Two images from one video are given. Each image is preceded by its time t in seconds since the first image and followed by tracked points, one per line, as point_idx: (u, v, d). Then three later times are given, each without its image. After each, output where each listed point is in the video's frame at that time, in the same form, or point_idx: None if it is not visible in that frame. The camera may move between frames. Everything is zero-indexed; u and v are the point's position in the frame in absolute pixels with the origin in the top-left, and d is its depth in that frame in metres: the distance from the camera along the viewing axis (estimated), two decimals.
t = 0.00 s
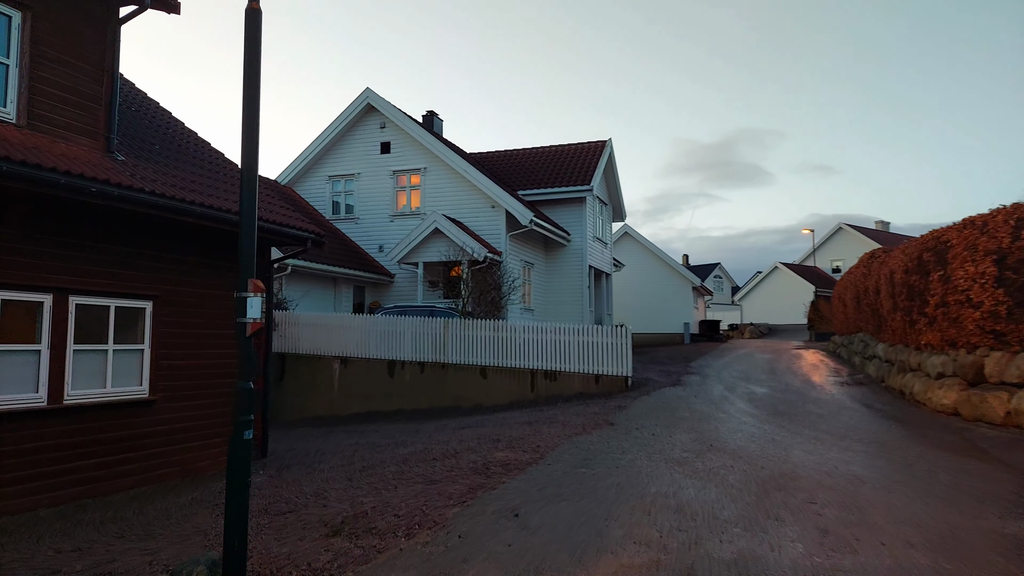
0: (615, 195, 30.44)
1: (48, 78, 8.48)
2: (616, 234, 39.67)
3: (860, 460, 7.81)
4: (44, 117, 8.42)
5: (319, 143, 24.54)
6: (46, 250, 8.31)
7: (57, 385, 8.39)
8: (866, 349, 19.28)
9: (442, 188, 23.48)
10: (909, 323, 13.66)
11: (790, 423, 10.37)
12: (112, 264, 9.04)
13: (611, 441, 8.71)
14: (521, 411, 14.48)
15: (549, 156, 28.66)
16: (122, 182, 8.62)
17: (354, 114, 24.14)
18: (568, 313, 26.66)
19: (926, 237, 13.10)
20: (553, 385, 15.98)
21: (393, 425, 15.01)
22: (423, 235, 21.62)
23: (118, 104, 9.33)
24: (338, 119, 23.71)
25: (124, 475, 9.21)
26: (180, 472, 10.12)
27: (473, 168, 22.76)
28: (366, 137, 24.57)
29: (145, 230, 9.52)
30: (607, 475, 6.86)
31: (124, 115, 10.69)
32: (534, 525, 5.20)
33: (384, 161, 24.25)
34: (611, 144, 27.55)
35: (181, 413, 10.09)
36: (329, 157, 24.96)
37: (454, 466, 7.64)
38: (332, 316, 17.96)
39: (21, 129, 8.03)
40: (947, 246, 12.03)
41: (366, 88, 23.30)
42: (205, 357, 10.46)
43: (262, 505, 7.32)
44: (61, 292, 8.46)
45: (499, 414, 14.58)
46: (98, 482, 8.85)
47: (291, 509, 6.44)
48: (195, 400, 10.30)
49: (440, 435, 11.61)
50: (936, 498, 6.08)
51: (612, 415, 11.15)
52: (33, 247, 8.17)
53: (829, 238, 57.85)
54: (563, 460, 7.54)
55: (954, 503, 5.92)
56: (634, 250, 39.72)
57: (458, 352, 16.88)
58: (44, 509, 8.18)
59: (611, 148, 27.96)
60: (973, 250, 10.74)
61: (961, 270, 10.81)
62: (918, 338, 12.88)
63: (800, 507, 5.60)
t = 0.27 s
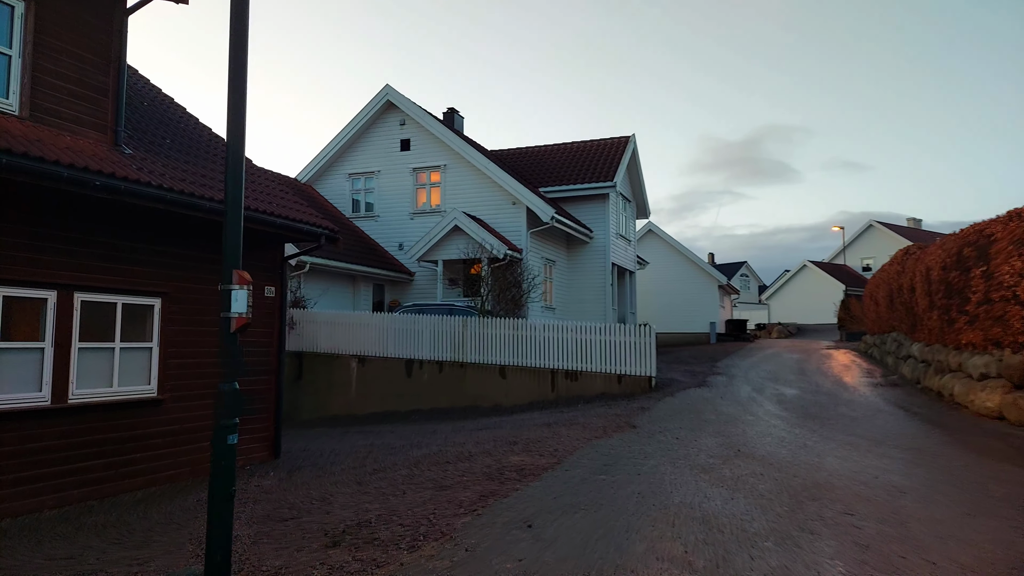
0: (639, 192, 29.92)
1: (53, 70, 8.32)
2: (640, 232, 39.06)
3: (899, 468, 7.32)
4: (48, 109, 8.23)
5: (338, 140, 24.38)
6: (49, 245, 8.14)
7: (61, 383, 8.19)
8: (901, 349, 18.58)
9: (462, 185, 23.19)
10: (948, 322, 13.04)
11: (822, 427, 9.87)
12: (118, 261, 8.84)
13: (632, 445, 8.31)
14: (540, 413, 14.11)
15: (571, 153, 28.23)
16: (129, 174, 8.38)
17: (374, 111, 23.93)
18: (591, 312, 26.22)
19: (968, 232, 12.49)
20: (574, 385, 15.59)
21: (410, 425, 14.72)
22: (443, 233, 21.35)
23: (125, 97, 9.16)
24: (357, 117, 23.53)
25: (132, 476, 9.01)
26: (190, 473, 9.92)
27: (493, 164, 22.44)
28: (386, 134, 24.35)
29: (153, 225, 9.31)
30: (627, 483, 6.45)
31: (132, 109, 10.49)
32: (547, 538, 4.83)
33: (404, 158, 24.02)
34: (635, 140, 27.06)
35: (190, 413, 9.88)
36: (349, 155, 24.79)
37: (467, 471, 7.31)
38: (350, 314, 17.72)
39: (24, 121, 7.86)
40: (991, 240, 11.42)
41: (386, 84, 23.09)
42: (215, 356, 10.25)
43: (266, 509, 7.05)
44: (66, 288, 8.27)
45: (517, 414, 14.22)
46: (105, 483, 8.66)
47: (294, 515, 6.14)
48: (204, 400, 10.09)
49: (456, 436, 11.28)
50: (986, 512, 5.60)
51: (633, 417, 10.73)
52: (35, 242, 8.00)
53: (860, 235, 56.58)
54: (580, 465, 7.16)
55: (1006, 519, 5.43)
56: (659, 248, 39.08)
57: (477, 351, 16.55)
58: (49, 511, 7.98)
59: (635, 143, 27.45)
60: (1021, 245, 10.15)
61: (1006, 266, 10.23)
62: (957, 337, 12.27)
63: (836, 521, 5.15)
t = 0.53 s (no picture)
0: (659, 189, 29.36)
1: (49, 61, 8.08)
2: (660, 230, 38.46)
3: (939, 477, 6.82)
4: (42, 102, 7.98)
5: (353, 138, 24.14)
6: (46, 242, 7.88)
7: (57, 385, 7.94)
8: (932, 349, 17.91)
9: (478, 183, 22.84)
10: (984, 321, 12.43)
11: (852, 432, 9.36)
12: (118, 258, 8.58)
13: (650, 451, 7.88)
14: (557, 415, 13.70)
15: (590, 149, 27.76)
16: (128, 169, 8.10)
17: (389, 108, 23.65)
18: (610, 312, 25.75)
19: (1005, 226, 11.88)
20: (592, 387, 15.15)
21: (423, 427, 14.39)
22: (458, 231, 21.06)
23: (125, 90, 8.89)
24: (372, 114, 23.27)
25: (133, 481, 8.75)
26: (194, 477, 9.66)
27: (510, 161, 22.08)
28: (401, 132, 24.07)
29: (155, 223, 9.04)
30: (645, 494, 6.02)
31: (130, 103, 10.21)
32: (555, 558, 4.44)
33: (420, 156, 23.71)
34: (654, 135, 26.53)
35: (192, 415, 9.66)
36: (365, 153, 24.53)
37: (475, 478, 6.93)
38: (363, 314, 17.43)
39: (19, 115, 7.62)
40: None
41: (401, 81, 22.81)
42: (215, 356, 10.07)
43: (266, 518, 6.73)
44: (63, 287, 8.02)
45: (533, 417, 13.83)
46: (105, 488, 8.41)
47: (290, 526, 5.81)
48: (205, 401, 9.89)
49: (468, 440, 10.93)
50: None
51: (652, 421, 10.29)
52: (31, 239, 7.74)
53: (886, 232, 55.39)
54: (595, 472, 6.75)
55: None
56: (680, 247, 38.44)
57: (491, 352, 16.17)
58: (46, 518, 7.73)
59: (654, 139, 26.92)
60: None
61: None
62: (995, 337, 11.67)
63: (875, 541, 4.69)
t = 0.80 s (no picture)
0: (673, 185, 28.87)
1: (34, 50, 7.78)
2: (674, 228, 37.92)
3: (970, 486, 6.36)
4: (27, 91, 7.69)
5: (362, 135, 23.85)
6: (32, 237, 7.58)
7: (43, 385, 7.66)
8: (955, 349, 17.33)
9: (488, 179, 22.47)
10: (1011, 320, 11.90)
11: (874, 435, 8.90)
12: (108, 253, 8.28)
13: (660, 455, 7.46)
14: (565, 415, 13.31)
15: (602, 145, 27.32)
16: (117, 160, 7.76)
17: (398, 104, 23.34)
18: (621, 310, 25.31)
19: None
20: (601, 387, 14.75)
21: (429, 427, 14.05)
22: (466, 229, 20.86)
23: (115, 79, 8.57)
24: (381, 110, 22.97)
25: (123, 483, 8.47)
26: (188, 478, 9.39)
27: (520, 157, 21.71)
28: (410, 127, 23.75)
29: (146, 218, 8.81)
30: (652, 503, 5.62)
31: (121, 94, 9.90)
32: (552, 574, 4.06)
33: (428, 152, 23.39)
34: (668, 131, 26.04)
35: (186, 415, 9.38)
36: (373, 149, 24.25)
37: (474, 483, 6.56)
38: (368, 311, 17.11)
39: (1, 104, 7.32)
40: None
41: (410, 76, 22.49)
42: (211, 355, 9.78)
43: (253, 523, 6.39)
44: (49, 282, 7.74)
45: (541, 418, 13.45)
46: (94, 490, 8.13)
47: (275, 535, 5.47)
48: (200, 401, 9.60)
49: (473, 441, 10.57)
50: None
51: (663, 423, 9.87)
52: (16, 233, 7.44)
53: (905, 231, 54.44)
54: (601, 479, 6.37)
55: None
56: (694, 245, 37.87)
57: (499, 350, 15.81)
58: (31, 521, 7.45)
59: (668, 135, 26.43)
60: None
61: None
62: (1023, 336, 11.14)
63: (905, 559, 4.27)
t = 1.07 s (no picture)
0: (685, 183, 28.38)
1: (15, 39, 7.51)
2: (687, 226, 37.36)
3: (1003, 499, 5.90)
4: (8, 83, 7.34)
5: (369, 133, 23.57)
6: (12, 234, 7.29)
7: (24, 389, 7.36)
8: (978, 349, 16.75)
9: (496, 177, 22.12)
10: None
11: (898, 441, 8.43)
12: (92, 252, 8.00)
13: (670, 464, 7.05)
14: (574, 418, 12.91)
15: (613, 142, 26.88)
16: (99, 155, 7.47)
17: (405, 101, 23.03)
18: (633, 310, 24.86)
19: None
20: (611, 389, 14.30)
21: (433, 430, 13.70)
22: (474, 226, 20.56)
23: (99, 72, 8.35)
24: (388, 107, 22.68)
25: (112, 488, 8.19)
26: (183, 484, 9.04)
27: (528, 154, 21.35)
28: (418, 125, 23.43)
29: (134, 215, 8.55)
30: (660, 518, 5.21)
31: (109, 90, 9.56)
32: None
33: (436, 150, 23.06)
34: (680, 127, 25.57)
35: (180, 418, 9.06)
36: (381, 147, 23.95)
37: (470, 493, 6.19)
38: (373, 311, 16.78)
39: None
40: None
41: (417, 73, 22.19)
42: (207, 358, 9.45)
43: (237, 535, 6.05)
44: (32, 282, 7.46)
45: (549, 420, 13.05)
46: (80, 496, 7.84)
47: (254, 551, 5.12)
48: (195, 404, 9.27)
49: (477, 445, 10.20)
50: None
51: (674, 427, 9.45)
52: None
53: (923, 228, 53.49)
54: (605, 489, 5.97)
55: None
56: (707, 243, 37.31)
57: (506, 351, 15.43)
58: (14, 530, 7.17)
59: (680, 131, 25.95)
60: None
61: None
62: None
63: None
